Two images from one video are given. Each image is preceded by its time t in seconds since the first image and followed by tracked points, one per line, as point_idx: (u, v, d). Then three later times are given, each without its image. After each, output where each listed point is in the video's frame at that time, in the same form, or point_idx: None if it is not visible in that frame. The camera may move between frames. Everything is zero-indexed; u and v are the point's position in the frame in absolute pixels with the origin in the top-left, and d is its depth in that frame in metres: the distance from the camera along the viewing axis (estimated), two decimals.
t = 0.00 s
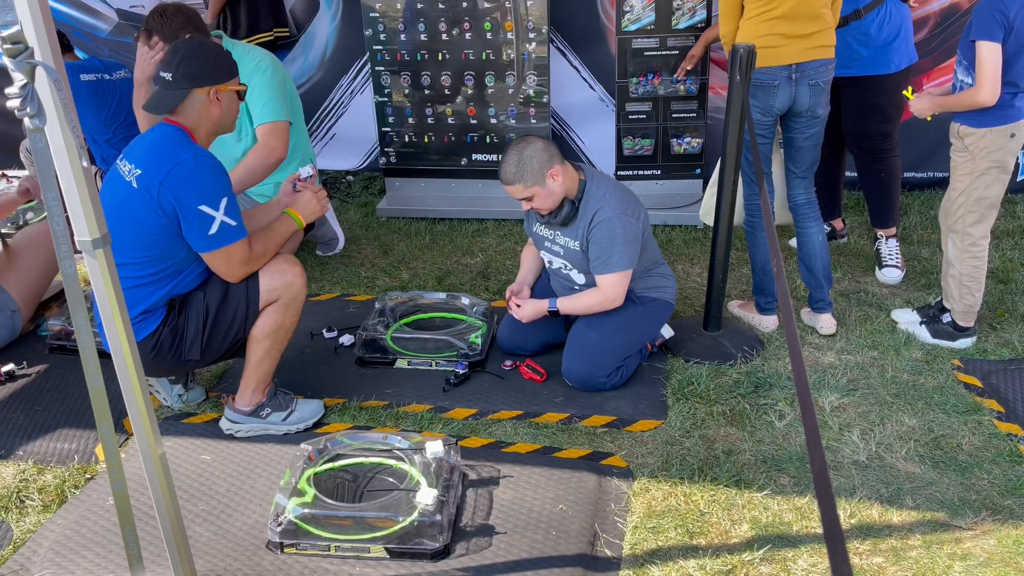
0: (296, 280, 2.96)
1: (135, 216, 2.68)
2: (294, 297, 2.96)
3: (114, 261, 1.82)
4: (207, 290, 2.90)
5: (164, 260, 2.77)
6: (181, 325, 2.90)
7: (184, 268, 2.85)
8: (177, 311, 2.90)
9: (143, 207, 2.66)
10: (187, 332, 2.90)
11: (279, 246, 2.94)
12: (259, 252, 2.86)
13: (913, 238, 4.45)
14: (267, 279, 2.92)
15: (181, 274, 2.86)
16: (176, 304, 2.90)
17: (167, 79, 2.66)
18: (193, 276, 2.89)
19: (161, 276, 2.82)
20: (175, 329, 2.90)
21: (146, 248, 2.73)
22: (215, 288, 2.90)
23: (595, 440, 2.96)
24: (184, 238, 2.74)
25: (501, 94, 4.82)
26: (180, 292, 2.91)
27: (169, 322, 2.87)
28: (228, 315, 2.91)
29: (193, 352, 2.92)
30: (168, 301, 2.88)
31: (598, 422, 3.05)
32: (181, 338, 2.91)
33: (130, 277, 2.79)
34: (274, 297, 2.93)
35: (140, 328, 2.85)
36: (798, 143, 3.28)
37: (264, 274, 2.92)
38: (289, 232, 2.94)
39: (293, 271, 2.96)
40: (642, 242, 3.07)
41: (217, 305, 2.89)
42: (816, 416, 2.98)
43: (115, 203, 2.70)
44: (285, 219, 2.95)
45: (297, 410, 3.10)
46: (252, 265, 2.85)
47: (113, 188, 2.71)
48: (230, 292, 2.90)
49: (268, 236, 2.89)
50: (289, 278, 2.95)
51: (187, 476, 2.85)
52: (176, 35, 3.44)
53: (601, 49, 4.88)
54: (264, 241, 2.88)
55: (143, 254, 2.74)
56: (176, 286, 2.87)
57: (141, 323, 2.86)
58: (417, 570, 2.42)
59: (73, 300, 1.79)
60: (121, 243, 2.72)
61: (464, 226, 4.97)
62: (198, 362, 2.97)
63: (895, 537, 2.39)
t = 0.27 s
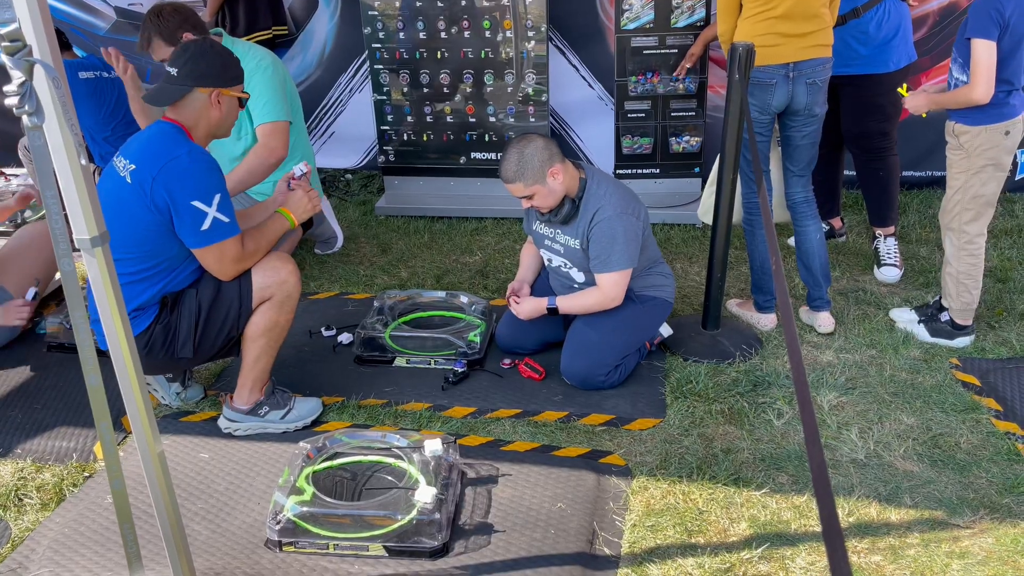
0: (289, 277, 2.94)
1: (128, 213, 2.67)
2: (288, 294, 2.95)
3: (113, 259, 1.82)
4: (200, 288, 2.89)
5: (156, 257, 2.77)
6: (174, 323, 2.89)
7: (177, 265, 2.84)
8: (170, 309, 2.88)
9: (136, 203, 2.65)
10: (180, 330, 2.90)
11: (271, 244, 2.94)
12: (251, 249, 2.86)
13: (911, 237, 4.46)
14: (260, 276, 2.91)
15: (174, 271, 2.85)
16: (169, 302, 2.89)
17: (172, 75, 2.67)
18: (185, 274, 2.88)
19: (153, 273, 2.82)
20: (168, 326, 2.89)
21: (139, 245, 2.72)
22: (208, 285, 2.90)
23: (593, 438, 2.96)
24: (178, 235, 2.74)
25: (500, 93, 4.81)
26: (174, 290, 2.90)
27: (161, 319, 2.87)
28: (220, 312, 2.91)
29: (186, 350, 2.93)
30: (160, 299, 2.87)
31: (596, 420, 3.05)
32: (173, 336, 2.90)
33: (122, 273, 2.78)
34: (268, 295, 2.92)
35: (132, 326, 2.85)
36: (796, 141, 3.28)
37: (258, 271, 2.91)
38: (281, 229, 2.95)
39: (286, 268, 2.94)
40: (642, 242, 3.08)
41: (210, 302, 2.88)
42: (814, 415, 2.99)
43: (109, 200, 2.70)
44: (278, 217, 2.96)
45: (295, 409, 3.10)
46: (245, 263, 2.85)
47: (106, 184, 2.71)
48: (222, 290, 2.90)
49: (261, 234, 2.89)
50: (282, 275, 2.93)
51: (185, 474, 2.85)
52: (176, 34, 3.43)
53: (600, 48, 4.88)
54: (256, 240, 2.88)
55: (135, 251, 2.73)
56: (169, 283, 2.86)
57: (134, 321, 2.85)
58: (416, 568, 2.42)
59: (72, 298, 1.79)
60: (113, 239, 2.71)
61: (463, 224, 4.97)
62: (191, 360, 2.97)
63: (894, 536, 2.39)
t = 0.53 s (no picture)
0: (287, 273, 2.94)
1: (125, 209, 2.67)
2: (286, 290, 2.96)
3: (111, 257, 1.81)
4: (197, 284, 2.89)
5: (152, 253, 2.76)
6: (171, 320, 2.89)
7: (174, 262, 2.84)
8: (167, 306, 2.89)
9: (134, 199, 2.65)
10: (177, 327, 2.89)
11: (267, 241, 2.93)
12: (248, 245, 2.85)
13: (909, 234, 4.46)
14: (258, 273, 2.91)
15: (171, 267, 2.84)
16: (167, 299, 2.89)
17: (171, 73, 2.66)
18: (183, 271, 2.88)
19: (151, 271, 2.81)
20: (165, 323, 2.88)
21: (136, 241, 2.71)
22: (205, 282, 2.90)
23: (592, 436, 2.96)
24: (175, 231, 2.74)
25: (498, 90, 4.81)
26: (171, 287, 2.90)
27: (159, 316, 2.86)
28: (218, 309, 2.91)
29: (184, 347, 2.91)
30: (158, 296, 2.87)
31: (594, 418, 3.05)
32: (171, 332, 2.90)
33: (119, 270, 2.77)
34: (266, 291, 2.93)
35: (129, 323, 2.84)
36: (794, 138, 3.28)
37: (255, 268, 2.91)
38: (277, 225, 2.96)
39: (284, 264, 2.94)
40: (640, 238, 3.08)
41: (208, 299, 2.88)
42: (812, 412, 2.99)
43: (106, 196, 2.70)
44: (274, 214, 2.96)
45: (294, 406, 3.10)
46: (242, 259, 2.83)
47: (104, 181, 2.70)
48: (220, 287, 2.90)
49: (257, 230, 2.89)
50: (279, 271, 2.92)
51: (184, 472, 2.85)
52: (174, 31, 3.42)
53: (598, 45, 4.88)
54: (253, 236, 2.87)
55: (132, 248, 2.73)
56: (166, 280, 2.85)
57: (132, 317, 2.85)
58: (414, 566, 2.42)
59: (70, 296, 1.79)
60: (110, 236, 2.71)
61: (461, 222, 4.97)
62: (188, 357, 2.96)
63: (891, 533, 2.40)
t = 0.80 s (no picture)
0: (282, 269, 2.93)
1: (120, 204, 2.66)
2: (281, 286, 2.95)
3: (105, 255, 1.80)
4: (192, 281, 2.88)
5: (147, 248, 2.75)
6: (166, 316, 2.88)
7: (169, 258, 2.83)
8: (162, 302, 2.88)
9: (129, 194, 2.64)
10: (172, 323, 2.88)
11: (262, 238, 2.93)
12: (242, 241, 2.85)
13: (904, 231, 4.47)
14: (253, 269, 2.89)
15: (166, 263, 2.83)
16: (162, 295, 2.88)
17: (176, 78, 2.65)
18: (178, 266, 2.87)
19: (145, 266, 2.80)
20: (160, 320, 2.87)
21: (131, 236, 2.70)
22: (199, 277, 2.88)
23: (588, 432, 2.96)
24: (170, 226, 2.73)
25: (494, 87, 4.80)
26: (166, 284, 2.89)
27: (153, 313, 2.85)
28: (213, 306, 2.89)
29: (179, 343, 2.91)
30: (152, 292, 2.86)
31: (591, 415, 3.05)
32: (166, 329, 2.89)
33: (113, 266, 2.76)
34: (261, 288, 2.91)
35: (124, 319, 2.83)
36: (790, 134, 3.28)
37: (249, 264, 2.90)
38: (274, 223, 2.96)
39: (279, 261, 2.93)
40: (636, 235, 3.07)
41: (202, 294, 2.87)
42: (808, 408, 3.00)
43: (101, 191, 2.69)
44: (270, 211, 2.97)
45: (290, 403, 3.10)
46: (236, 255, 2.83)
47: (99, 176, 2.69)
48: (214, 283, 2.88)
49: (253, 228, 2.89)
50: (274, 268, 2.92)
51: (180, 470, 2.84)
52: (167, 29, 3.41)
53: (594, 42, 4.87)
54: (248, 234, 2.87)
55: (126, 243, 2.72)
56: (161, 276, 2.84)
57: (126, 313, 2.84)
58: (411, 563, 2.42)
59: (64, 295, 1.79)
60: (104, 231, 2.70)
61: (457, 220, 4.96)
62: (183, 354, 2.96)
63: (887, 529, 2.40)
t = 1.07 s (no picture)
0: (276, 266, 2.92)
1: (116, 198, 2.64)
2: (276, 283, 2.93)
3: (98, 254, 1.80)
4: (186, 277, 2.86)
5: (142, 243, 2.73)
6: (160, 312, 2.86)
7: (163, 253, 2.82)
8: (156, 299, 2.86)
9: (125, 188, 2.63)
10: (166, 319, 2.86)
11: (257, 235, 2.92)
12: (238, 237, 2.83)
13: (899, 225, 4.47)
14: (247, 265, 2.88)
15: (160, 259, 2.82)
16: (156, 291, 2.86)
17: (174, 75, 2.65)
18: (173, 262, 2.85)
19: (139, 260, 2.78)
20: (154, 316, 2.86)
21: (126, 230, 2.69)
22: (194, 273, 2.87)
23: (584, 428, 2.96)
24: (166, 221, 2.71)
25: (488, 83, 4.79)
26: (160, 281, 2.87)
27: (147, 309, 2.84)
28: (207, 302, 2.88)
29: (173, 340, 2.89)
30: (146, 288, 2.84)
31: (587, 411, 3.05)
32: (160, 325, 2.87)
33: (106, 260, 2.74)
34: (256, 284, 2.90)
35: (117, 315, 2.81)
36: (786, 129, 3.27)
37: (244, 260, 2.88)
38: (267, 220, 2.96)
39: (273, 258, 2.92)
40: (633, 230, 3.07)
41: (197, 290, 2.85)
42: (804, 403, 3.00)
43: (97, 185, 2.68)
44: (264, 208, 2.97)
45: (286, 400, 3.09)
46: (231, 251, 2.81)
47: (97, 171, 2.69)
48: (208, 279, 2.86)
49: (248, 224, 2.88)
50: (268, 264, 2.90)
51: (175, 469, 2.84)
52: (160, 25, 3.40)
53: (588, 38, 4.87)
54: (243, 230, 2.86)
55: (121, 237, 2.70)
56: (155, 272, 2.83)
57: (120, 309, 2.82)
58: (407, 560, 2.41)
59: (57, 293, 1.78)
60: (99, 225, 2.68)
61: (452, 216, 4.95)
62: (177, 350, 2.94)
63: (882, 523, 2.41)
